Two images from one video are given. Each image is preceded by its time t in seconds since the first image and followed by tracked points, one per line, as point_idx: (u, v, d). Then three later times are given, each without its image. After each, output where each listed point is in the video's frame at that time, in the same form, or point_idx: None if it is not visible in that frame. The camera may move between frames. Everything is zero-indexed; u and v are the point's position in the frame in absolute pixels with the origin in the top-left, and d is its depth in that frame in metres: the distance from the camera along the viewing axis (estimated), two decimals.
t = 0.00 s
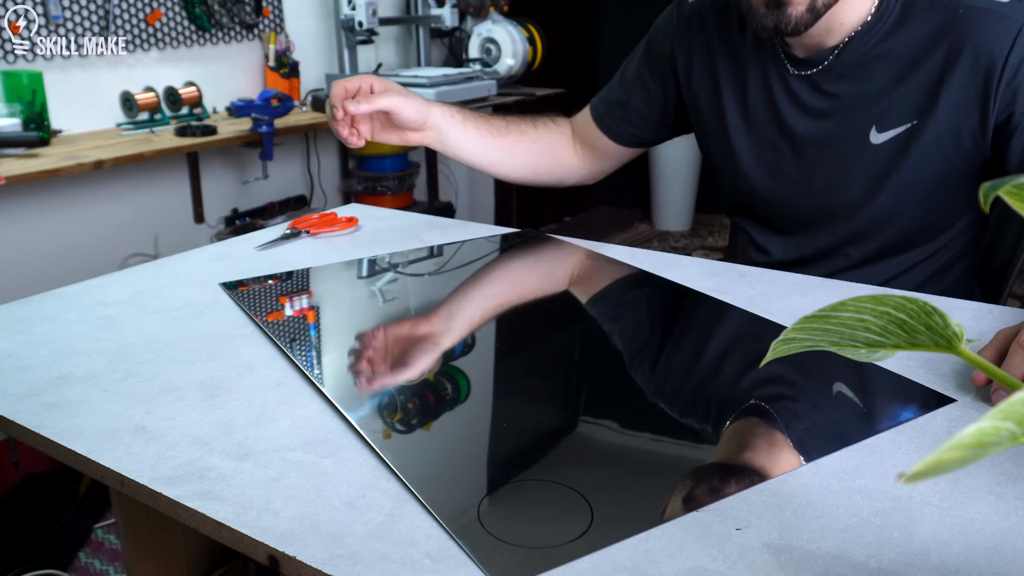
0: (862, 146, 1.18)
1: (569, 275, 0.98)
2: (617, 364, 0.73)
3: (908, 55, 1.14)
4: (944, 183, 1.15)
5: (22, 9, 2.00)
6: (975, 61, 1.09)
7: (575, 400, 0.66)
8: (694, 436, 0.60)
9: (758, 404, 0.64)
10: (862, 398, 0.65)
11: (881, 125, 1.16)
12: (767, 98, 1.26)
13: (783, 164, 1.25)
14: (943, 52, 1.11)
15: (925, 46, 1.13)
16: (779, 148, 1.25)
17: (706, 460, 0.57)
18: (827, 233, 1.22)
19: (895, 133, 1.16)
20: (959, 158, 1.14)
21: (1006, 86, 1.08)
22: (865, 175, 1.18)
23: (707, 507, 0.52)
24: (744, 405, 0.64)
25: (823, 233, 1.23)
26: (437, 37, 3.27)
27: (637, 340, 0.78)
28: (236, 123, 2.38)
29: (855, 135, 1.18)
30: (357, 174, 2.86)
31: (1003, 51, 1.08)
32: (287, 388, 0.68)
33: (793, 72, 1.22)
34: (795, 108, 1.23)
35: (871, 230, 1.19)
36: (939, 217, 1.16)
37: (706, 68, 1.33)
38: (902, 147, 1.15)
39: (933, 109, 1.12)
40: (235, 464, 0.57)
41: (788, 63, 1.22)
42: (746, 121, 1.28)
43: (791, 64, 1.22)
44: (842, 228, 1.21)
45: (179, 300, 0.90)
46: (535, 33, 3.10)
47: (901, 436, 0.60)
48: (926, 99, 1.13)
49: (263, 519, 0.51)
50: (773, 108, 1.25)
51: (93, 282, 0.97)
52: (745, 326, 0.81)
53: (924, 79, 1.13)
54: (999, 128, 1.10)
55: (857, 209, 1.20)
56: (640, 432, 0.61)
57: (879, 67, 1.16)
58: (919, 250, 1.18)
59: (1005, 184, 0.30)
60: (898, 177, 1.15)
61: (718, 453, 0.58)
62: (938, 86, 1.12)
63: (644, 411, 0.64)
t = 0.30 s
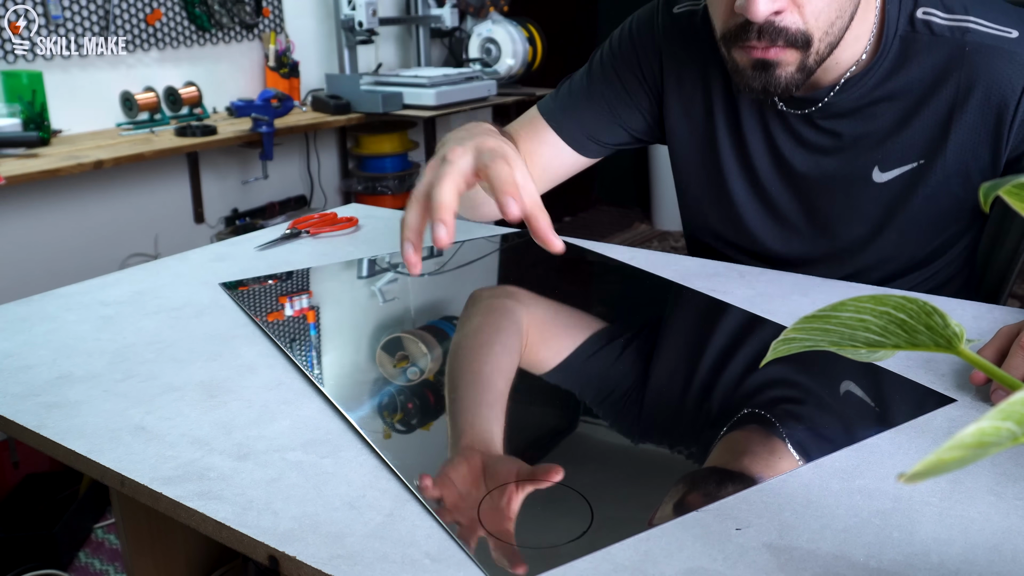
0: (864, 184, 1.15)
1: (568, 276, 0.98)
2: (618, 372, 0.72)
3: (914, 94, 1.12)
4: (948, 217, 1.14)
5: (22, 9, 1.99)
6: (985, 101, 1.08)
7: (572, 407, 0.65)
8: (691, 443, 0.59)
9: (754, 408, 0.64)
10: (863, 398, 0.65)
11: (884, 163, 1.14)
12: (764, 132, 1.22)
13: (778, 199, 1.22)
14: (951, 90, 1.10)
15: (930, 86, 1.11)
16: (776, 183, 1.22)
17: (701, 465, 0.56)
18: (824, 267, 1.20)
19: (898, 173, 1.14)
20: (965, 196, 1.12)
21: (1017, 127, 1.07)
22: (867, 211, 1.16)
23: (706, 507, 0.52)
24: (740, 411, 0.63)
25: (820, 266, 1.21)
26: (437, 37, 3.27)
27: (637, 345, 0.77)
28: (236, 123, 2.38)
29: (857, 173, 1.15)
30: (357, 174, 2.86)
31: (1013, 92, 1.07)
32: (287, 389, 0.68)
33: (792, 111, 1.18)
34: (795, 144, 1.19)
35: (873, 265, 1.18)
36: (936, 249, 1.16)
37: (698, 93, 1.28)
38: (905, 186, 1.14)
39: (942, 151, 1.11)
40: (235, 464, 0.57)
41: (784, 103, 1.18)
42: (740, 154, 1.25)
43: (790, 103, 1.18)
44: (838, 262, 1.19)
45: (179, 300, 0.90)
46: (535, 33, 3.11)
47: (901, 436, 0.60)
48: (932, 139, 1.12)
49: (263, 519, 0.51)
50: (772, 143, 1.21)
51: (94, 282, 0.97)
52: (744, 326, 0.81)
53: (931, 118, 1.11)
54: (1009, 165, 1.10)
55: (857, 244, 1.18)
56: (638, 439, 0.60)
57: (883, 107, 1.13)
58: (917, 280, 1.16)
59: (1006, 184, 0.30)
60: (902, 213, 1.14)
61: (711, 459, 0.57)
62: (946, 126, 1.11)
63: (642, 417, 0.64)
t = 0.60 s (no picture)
0: (863, 209, 1.13)
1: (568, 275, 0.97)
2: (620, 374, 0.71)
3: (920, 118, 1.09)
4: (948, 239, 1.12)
5: (22, 9, 1.99)
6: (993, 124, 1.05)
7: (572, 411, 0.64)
8: (693, 447, 0.59)
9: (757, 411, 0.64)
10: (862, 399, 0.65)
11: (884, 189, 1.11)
12: (764, 153, 1.20)
13: (779, 218, 1.20)
14: (959, 113, 1.07)
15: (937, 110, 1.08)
16: (778, 202, 1.20)
17: (702, 469, 0.56)
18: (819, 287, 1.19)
19: (899, 199, 1.11)
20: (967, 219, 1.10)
21: None
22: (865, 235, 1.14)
23: (706, 508, 0.52)
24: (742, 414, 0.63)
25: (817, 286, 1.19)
26: (437, 37, 3.27)
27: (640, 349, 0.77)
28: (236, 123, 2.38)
29: (856, 198, 1.13)
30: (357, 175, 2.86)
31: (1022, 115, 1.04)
32: (287, 388, 0.68)
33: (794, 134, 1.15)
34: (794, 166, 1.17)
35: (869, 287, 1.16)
36: (935, 267, 1.14)
37: (700, 106, 1.25)
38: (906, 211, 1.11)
39: (947, 173, 1.09)
40: (235, 464, 0.57)
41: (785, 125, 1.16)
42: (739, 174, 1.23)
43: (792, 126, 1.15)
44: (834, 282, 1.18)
45: (179, 300, 0.90)
46: (535, 33, 3.11)
47: (901, 436, 0.60)
48: (938, 165, 1.09)
49: (263, 519, 0.51)
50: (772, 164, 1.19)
51: (93, 282, 0.97)
52: (744, 326, 0.81)
53: (937, 143, 1.08)
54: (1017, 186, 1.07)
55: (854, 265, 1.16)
56: (638, 445, 0.59)
57: (886, 132, 1.10)
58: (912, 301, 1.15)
59: (1006, 183, 0.30)
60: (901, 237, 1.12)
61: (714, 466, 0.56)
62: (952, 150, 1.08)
63: (645, 424, 0.63)
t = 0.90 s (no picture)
0: (864, 214, 1.14)
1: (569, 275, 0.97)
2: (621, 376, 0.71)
3: (923, 125, 1.08)
4: (948, 243, 1.12)
5: (22, 9, 1.99)
6: (997, 131, 1.05)
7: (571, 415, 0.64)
8: (695, 449, 0.59)
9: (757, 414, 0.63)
10: (861, 399, 0.65)
11: (885, 194, 1.12)
12: (767, 158, 1.19)
13: (781, 222, 1.20)
14: (962, 120, 1.06)
15: (940, 116, 1.07)
16: (780, 205, 1.20)
17: (703, 471, 0.56)
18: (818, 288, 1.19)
19: (900, 204, 1.11)
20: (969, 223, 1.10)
21: None
22: (866, 239, 1.15)
23: (706, 508, 0.52)
24: (743, 418, 0.62)
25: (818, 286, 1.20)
26: (437, 37, 3.27)
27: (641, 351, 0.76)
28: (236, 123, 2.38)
29: (857, 202, 1.13)
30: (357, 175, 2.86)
31: None
32: (287, 388, 0.68)
33: (797, 140, 1.15)
34: (797, 171, 1.17)
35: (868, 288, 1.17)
36: (935, 270, 1.15)
37: (704, 110, 1.25)
38: (907, 216, 1.12)
39: (950, 179, 1.09)
40: (235, 464, 0.57)
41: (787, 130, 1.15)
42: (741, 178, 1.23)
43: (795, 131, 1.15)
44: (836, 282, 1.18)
45: (179, 300, 0.90)
46: (535, 33, 3.11)
47: (901, 436, 0.60)
48: (940, 171, 1.09)
49: (263, 519, 0.51)
50: (774, 168, 1.19)
51: (94, 282, 0.97)
52: (744, 326, 0.81)
53: (939, 149, 1.08)
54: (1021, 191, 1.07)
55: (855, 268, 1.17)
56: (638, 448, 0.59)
57: (889, 138, 1.10)
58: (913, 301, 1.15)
59: (1005, 183, 0.30)
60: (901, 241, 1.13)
61: (715, 468, 0.56)
62: (955, 156, 1.08)
63: (647, 425, 0.62)
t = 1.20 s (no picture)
0: (864, 214, 1.14)
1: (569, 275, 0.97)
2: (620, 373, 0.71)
3: (925, 126, 1.08)
4: (948, 243, 1.12)
5: (22, 9, 1.99)
6: (998, 133, 1.05)
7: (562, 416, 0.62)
8: (695, 450, 0.59)
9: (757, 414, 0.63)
10: (862, 399, 0.65)
11: (886, 195, 1.12)
12: (767, 158, 1.19)
13: (781, 222, 1.20)
14: (964, 122, 1.06)
15: (941, 117, 1.07)
16: (781, 205, 1.20)
17: (702, 471, 0.56)
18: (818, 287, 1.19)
19: (901, 204, 1.11)
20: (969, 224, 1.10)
21: None
22: (866, 239, 1.15)
23: (706, 507, 0.52)
24: (743, 418, 0.62)
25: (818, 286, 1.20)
26: (437, 37, 3.27)
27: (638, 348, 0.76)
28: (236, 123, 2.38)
29: (857, 202, 1.13)
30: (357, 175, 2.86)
31: None
32: (287, 388, 0.68)
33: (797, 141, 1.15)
34: (797, 171, 1.17)
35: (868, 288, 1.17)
36: (934, 270, 1.15)
37: (705, 110, 1.25)
38: (907, 217, 1.12)
39: (950, 181, 1.08)
40: (235, 464, 0.57)
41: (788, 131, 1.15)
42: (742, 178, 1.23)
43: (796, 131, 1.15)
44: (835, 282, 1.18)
45: (179, 300, 0.90)
46: (535, 33, 3.11)
47: (901, 436, 0.60)
48: (941, 173, 1.09)
49: (263, 519, 0.51)
50: (774, 168, 1.19)
51: (93, 282, 0.97)
52: (744, 326, 0.81)
53: (940, 151, 1.08)
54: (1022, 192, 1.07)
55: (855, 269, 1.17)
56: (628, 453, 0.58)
57: (890, 140, 1.10)
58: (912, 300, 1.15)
59: (1005, 183, 0.30)
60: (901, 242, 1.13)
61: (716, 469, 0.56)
62: (956, 158, 1.08)
63: (647, 425, 0.62)
